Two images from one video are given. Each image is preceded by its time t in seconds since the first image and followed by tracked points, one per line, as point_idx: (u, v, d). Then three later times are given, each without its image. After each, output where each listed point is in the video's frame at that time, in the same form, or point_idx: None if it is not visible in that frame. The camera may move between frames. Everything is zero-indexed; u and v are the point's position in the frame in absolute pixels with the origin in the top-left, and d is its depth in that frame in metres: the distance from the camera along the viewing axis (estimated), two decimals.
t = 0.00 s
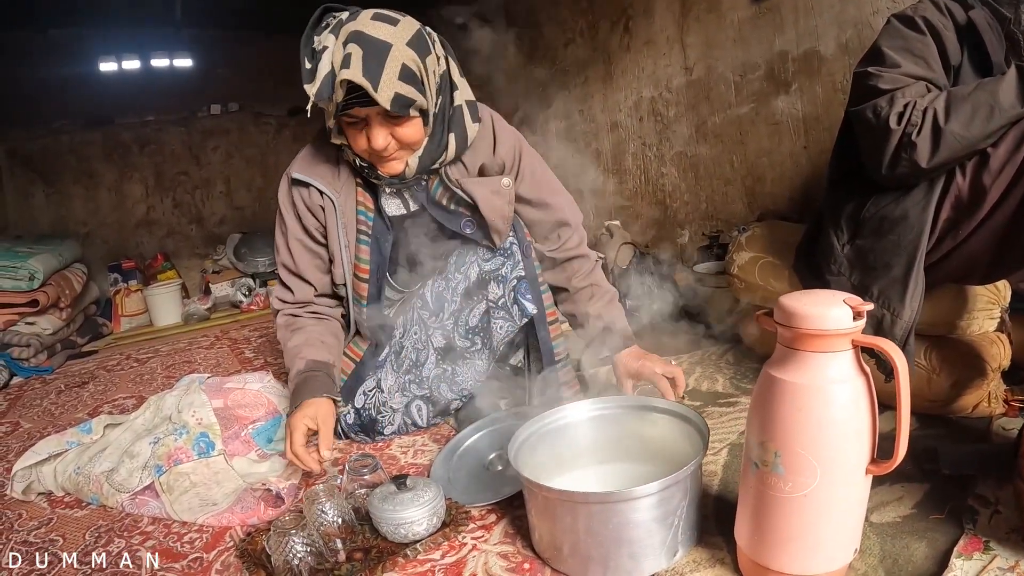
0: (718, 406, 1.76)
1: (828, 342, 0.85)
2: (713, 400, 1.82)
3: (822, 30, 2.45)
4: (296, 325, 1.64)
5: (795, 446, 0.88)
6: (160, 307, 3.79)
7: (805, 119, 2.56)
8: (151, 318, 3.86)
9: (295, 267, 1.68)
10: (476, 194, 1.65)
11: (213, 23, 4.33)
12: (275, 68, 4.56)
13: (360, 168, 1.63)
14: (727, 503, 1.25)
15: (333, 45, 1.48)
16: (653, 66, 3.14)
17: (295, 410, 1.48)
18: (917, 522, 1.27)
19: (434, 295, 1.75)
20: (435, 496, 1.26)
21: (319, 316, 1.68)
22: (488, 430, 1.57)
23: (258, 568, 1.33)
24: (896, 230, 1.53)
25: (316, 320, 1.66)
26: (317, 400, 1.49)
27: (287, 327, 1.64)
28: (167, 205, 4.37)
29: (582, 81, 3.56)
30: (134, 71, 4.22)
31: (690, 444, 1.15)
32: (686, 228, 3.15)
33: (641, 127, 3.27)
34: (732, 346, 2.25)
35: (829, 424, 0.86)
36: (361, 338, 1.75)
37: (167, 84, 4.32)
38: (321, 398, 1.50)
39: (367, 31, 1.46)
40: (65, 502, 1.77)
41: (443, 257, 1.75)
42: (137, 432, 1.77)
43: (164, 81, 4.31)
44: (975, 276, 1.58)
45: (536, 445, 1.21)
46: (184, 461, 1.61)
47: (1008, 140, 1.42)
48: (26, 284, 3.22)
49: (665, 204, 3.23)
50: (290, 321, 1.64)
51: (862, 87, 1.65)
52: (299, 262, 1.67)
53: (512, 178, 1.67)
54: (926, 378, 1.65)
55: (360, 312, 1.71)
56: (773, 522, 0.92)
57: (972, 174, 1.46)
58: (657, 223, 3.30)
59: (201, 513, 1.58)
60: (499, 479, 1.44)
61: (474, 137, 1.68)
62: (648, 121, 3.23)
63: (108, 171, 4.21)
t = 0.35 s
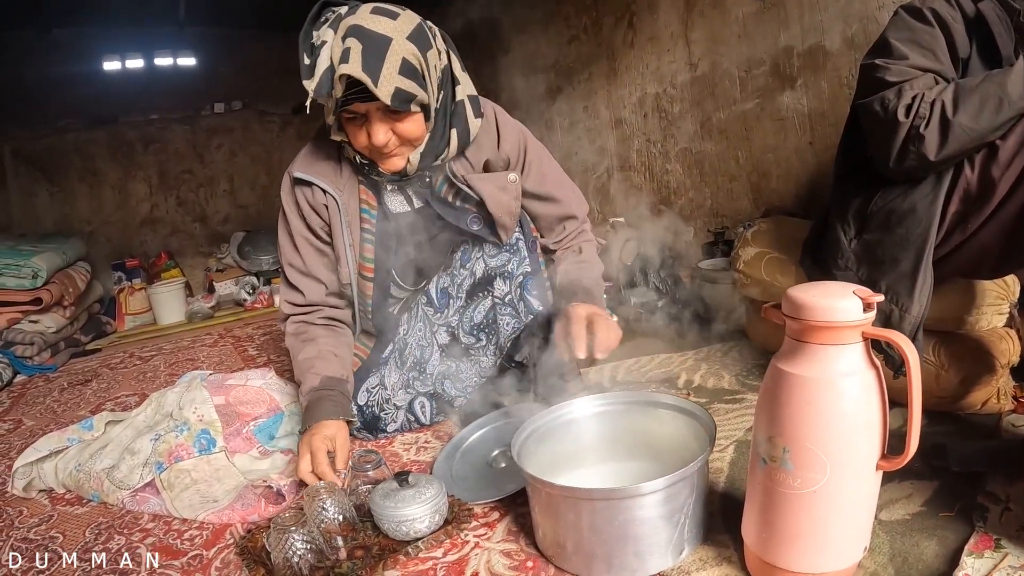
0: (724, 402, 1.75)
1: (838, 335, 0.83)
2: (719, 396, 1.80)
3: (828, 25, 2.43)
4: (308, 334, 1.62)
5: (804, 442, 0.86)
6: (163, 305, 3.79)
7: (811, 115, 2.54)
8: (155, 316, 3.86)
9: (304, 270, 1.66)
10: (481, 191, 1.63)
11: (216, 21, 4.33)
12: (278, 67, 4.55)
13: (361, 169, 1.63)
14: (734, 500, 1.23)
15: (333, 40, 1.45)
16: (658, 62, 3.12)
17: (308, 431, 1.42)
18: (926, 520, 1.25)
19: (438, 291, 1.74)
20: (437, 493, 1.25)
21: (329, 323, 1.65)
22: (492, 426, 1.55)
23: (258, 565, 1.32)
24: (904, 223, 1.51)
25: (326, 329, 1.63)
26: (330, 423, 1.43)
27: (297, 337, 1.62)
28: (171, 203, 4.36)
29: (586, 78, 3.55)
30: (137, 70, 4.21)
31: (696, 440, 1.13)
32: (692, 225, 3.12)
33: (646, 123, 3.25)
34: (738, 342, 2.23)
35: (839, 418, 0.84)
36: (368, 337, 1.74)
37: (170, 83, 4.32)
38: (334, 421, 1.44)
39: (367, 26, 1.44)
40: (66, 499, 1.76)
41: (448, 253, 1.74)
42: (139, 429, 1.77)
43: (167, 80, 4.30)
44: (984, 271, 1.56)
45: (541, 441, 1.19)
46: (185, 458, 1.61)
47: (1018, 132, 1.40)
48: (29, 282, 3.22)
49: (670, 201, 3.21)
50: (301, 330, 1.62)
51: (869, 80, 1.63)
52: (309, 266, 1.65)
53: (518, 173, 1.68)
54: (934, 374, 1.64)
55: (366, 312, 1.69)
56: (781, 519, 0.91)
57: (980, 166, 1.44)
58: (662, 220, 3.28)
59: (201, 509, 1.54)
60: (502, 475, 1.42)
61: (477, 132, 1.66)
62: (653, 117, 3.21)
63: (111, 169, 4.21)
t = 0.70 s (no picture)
0: (729, 403, 1.75)
1: (843, 337, 0.83)
2: (724, 397, 1.80)
3: (833, 24, 2.43)
4: (303, 335, 1.62)
5: (810, 443, 0.86)
6: (168, 305, 3.80)
7: (816, 114, 2.54)
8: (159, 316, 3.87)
9: (303, 272, 1.66)
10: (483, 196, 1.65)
11: (220, 22, 4.33)
12: (283, 68, 4.56)
13: (360, 172, 1.62)
14: (739, 501, 1.23)
15: (330, 44, 1.46)
16: (662, 62, 3.12)
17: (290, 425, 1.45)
18: (931, 521, 1.25)
19: (440, 293, 1.74)
20: (443, 494, 1.25)
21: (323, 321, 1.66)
22: (497, 427, 1.55)
23: (263, 566, 1.32)
24: (909, 224, 1.51)
25: (321, 329, 1.63)
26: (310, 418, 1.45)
27: (291, 334, 1.63)
28: (175, 204, 4.37)
29: (590, 78, 3.55)
30: (141, 70, 4.22)
31: (701, 442, 1.14)
32: (696, 224, 3.12)
33: (650, 123, 3.25)
34: (743, 342, 2.24)
35: (845, 420, 0.84)
36: (368, 338, 1.73)
37: (174, 83, 4.32)
38: (315, 415, 1.46)
39: (363, 30, 1.44)
40: (72, 499, 1.77)
41: (450, 254, 1.74)
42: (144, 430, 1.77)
43: (172, 80, 4.31)
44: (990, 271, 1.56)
45: (545, 445, 1.19)
46: (190, 458, 1.62)
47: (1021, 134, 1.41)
48: (34, 283, 3.23)
49: (674, 200, 3.21)
50: (297, 330, 1.63)
51: (874, 80, 1.63)
52: (307, 267, 1.66)
53: (518, 176, 1.68)
54: (939, 375, 1.63)
55: (368, 315, 1.70)
56: (787, 521, 0.91)
57: (985, 167, 1.45)
58: (666, 220, 3.28)
59: (208, 510, 1.55)
60: (507, 476, 1.42)
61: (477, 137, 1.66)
62: (657, 117, 3.21)
63: (116, 169, 4.22)
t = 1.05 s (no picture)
0: (730, 402, 1.77)
1: (839, 337, 0.85)
2: (725, 396, 1.82)
3: (834, 25, 2.44)
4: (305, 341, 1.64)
5: (805, 441, 0.88)
6: (173, 305, 3.82)
7: (817, 115, 2.56)
8: (164, 316, 3.90)
9: (307, 276, 1.69)
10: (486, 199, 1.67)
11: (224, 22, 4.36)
12: (286, 68, 4.59)
13: (365, 174, 1.64)
14: (739, 499, 1.25)
15: (339, 46, 1.49)
16: (664, 63, 3.14)
17: (287, 429, 1.47)
18: (928, 518, 1.26)
19: (444, 293, 1.78)
20: (447, 491, 1.27)
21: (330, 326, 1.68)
22: (500, 425, 1.57)
23: (271, 562, 1.35)
24: (908, 225, 1.53)
25: (323, 336, 1.65)
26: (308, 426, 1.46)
27: (295, 340, 1.65)
28: (180, 204, 4.40)
29: (592, 78, 3.57)
30: (146, 71, 4.25)
31: (700, 439, 1.16)
32: (698, 224, 3.14)
33: (652, 124, 3.27)
34: (744, 342, 2.26)
35: (840, 418, 0.86)
36: (375, 338, 1.75)
37: (179, 84, 4.35)
38: (313, 422, 1.48)
39: (372, 32, 1.46)
40: (80, 498, 1.79)
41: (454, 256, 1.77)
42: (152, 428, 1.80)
43: (176, 81, 4.34)
44: (986, 272, 1.58)
45: (547, 444, 1.21)
46: (198, 456, 1.64)
47: (1017, 135, 1.42)
48: (40, 282, 3.26)
49: (676, 201, 3.23)
50: (299, 334, 1.65)
51: (874, 82, 1.65)
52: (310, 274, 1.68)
53: (520, 177, 1.71)
54: (938, 374, 1.66)
55: (373, 318, 1.72)
56: (783, 517, 0.93)
57: (983, 168, 1.45)
58: (668, 220, 3.29)
59: (215, 507, 1.57)
60: (511, 474, 1.45)
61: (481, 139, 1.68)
62: (659, 117, 3.23)
63: (120, 170, 4.25)
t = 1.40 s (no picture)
0: (725, 405, 1.80)
1: (824, 347, 0.88)
2: (720, 400, 1.85)
3: (832, 30, 2.47)
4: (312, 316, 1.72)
5: (790, 448, 0.91)
6: (176, 306, 3.86)
7: (816, 119, 2.58)
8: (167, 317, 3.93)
9: (309, 264, 1.77)
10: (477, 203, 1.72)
11: (227, 24, 4.39)
12: (289, 70, 4.62)
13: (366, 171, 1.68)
14: (730, 502, 1.28)
15: (348, 46, 1.51)
16: (663, 66, 3.17)
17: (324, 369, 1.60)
18: (916, 522, 1.29)
19: (439, 301, 1.76)
20: (445, 493, 1.31)
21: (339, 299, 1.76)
22: (497, 429, 1.60)
23: (273, 561, 1.38)
24: (900, 232, 1.55)
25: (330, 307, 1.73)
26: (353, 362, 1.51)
27: (305, 316, 1.73)
28: (183, 205, 4.44)
29: (592, 81, 3.59)
30: (149, 73, 4.28)
31: (692, 447, 1.18)
32: (697, 227, 3.16)
33: (651, 127, 3.30)
34: (741, 345, 2.28)
35: (826, 427, 0.89)
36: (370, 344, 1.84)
37: (182, 85, 4.38)
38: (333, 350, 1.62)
39: (381, 34, 1.50)
40: (86, 498, 1.82)
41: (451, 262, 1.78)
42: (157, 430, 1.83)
43: (179, 83, 4.37)
44: (977, 280, 1.61)
45: (542, 445, 1.25)
46: (201, 458, 1.66)
47: (1010, 145, 1.44)
48: (45, 284, 3.30)
49: (675, 204, 3.26)
50: (307, 313, 1.73)
51: (868, 90, 1.67)
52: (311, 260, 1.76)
53: (512, 185, 1.73)
54: (930, 381, 1.69)
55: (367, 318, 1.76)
56: (769, 521, 0.96)
57: (975, 177, 1.48)
58: (667, 222, 3.32)
59: (219, 508, 1.61)
60: (507, 476, 1.48)
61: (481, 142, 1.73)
62: (659, 120, 3.25)
63: (124, 171, 4.29)
